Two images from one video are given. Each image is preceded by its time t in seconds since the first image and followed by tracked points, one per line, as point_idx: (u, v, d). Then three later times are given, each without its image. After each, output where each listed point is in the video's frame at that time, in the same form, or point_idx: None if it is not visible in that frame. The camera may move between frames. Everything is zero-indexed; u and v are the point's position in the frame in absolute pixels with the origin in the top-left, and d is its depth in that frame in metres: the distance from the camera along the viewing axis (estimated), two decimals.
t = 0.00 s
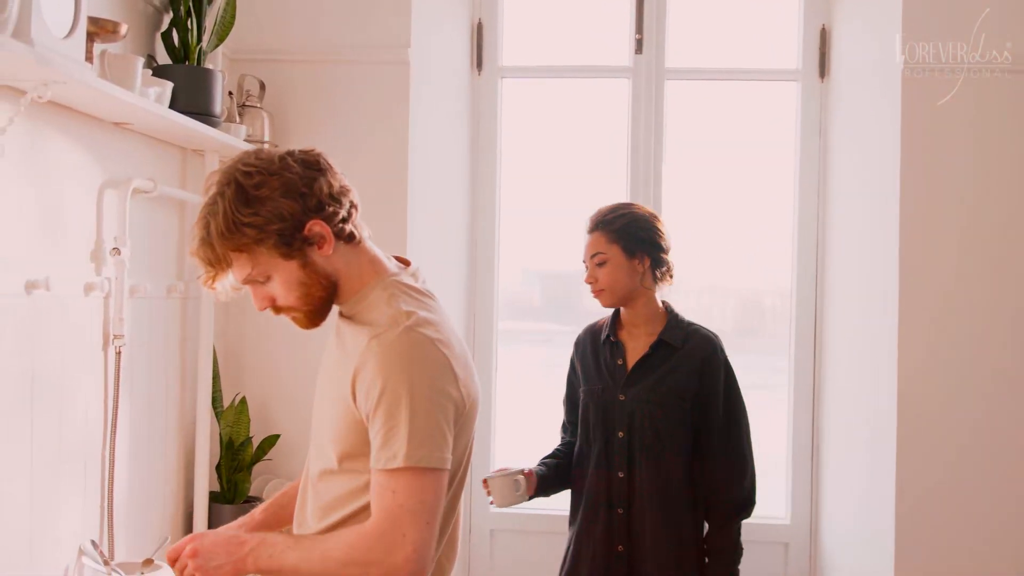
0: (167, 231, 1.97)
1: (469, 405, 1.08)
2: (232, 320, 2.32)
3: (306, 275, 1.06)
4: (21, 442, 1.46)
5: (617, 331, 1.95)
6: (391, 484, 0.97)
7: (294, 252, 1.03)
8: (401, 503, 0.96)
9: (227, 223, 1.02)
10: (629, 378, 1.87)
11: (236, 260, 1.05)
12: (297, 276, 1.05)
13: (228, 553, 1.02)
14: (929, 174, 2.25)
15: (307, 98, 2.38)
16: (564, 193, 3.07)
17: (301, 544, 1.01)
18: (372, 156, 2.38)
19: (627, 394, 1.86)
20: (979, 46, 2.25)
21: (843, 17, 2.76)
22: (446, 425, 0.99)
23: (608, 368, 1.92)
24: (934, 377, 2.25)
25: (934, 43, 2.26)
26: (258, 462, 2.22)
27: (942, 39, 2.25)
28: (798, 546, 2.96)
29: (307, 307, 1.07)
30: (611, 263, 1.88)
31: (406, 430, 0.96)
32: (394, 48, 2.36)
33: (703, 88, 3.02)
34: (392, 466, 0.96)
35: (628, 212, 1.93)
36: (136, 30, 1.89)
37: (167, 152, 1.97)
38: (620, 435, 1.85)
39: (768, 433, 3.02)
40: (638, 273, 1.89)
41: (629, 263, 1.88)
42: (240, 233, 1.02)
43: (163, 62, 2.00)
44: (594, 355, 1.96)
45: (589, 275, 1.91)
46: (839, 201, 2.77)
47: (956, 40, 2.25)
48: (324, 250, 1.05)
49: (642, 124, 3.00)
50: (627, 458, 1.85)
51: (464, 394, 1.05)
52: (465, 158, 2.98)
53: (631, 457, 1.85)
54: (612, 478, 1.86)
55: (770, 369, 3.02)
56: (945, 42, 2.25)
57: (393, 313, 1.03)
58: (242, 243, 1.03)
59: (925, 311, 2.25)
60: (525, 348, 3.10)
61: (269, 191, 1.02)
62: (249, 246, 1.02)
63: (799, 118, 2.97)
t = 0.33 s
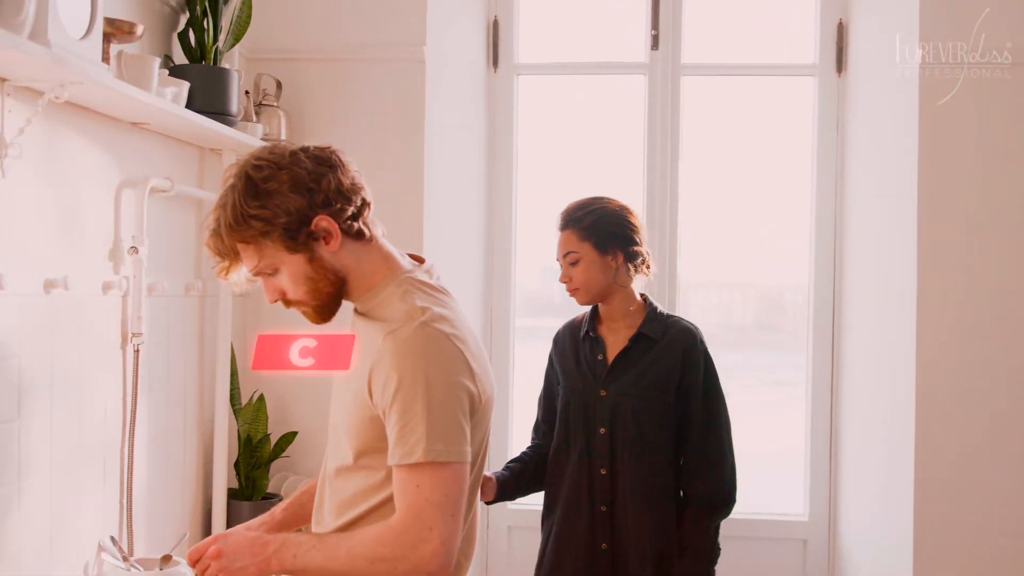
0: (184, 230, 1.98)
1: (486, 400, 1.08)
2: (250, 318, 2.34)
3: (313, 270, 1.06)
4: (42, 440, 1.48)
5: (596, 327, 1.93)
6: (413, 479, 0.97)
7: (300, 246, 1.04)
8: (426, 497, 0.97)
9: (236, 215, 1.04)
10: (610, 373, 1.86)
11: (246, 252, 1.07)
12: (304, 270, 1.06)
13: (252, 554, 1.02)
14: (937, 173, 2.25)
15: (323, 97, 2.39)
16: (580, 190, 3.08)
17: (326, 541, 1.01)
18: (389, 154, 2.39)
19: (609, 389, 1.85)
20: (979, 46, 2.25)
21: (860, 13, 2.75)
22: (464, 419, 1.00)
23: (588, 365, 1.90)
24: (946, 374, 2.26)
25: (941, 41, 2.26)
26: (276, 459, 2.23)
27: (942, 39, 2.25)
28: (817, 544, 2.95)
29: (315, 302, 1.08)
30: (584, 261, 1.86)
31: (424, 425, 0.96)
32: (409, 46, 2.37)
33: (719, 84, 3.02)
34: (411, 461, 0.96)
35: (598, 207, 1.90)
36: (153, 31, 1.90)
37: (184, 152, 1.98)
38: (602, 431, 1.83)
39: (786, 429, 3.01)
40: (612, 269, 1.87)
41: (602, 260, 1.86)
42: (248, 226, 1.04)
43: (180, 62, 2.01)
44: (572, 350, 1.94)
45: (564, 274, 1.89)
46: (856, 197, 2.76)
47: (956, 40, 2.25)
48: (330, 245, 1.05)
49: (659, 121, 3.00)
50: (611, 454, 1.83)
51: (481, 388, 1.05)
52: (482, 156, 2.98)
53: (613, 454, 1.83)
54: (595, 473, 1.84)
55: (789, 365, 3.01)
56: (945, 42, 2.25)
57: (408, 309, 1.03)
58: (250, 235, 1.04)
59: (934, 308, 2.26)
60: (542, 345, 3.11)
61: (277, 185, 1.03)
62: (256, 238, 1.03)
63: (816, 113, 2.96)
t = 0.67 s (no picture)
0: (201, 227, 1.99)
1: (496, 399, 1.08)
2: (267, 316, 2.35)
3: (316, 262, 1.07)
4: (60, 436, 1.50)
5: (584, 323, 1.81)
6: (420, 477, 0.97)
7: (300, 239, 1.05)
8: (432, 495, 0.97)
9: (245, 199, 1.06)
10: (602, 368, 1.74)
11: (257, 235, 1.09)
12: (306, 261, 1.07)
13: (262, 557, 1.02)
14: (951, 172, 2.25)
15: (340, 95, 2.40)
16: (597, 188, 3.08)
17: (334, 540, 1.02)
18: (405, 152, 2.39)
19: (602, 386, 1.74)
20: (979, 46, 2.25)
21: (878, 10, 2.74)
22: (473, 418, 1.00)
23: (580, 361, 1.78)
24: (959, 372, 2.26)
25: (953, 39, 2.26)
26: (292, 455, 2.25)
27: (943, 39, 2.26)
28: (834, 544, 2.94)
29: (317, 291, 1.09)
30: (569, 261, 1.73)
31: (433, 424, 0.97)
32: (425, 45, 2.37)
33: (736, 82, 3.01)
34: (419, 459, 0.97)
35: (582, 204, 1.76)
36: (170, 31, 1.91)
37: (201, 150, 2.00)
38: (595, 428, 1.72)
39: (803, 429, 3.00)
40: (598, 267, 1.75)
41: (587, 259, 1.73)
42: (255, 212, 1.06)
43: (197, 62, 2.02)
44: (559, 347, 1.81)
45: (548, 274, 1.76)
46: (874, 195, 2.75)
47: (957, 40, 2.26)
48: (331, 242, 1.06)
49: (675, 120, 3.00)
50: (604, 450, 1.71)
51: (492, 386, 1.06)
52: (498, 155, 2.99)
53: (606, 450, 1.71)
54: (587, 470, 1.72)
55: (806, 364, 3.00)
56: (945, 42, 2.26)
57: (419, 306, 1.03)
58: (256, 221, 1.06)
59: (948, 306, 2.26)
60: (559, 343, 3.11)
61: (285, 177, 1.04)
62: (260, 226, 1.06)
63: (834, 111, 2.95)
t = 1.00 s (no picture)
0: (224, 218, 2.01)
1: (508, 389, 1.08)
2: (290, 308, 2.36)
3: (327, 243, 1.10)
4: (84, 424, 1.52)
5: (584, 314, 1.80)
6: (430, 464, 0.97)
7: (308, 223, 1.07)
8: (443, 483, 0.97)
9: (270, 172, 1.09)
10: (605, 360, 1.74)
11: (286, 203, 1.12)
12: (318, 240, 1.10)
13: (281, 550, 1.03)
14: (973, 162, 2.24)
15: (361, 87, 2.41)
16: (619, 180, 3.08)
17: (348, 531, 1.02)
18: (426, 143, 2.40)
19: (605, 378, 1.73)
20: (979, 47, 2.24)
21: None
22: (482, 405, 0.99)
23: (581, 354, 1.77)
24: (980, 364, 2.24)
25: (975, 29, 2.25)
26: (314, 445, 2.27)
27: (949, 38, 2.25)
28: (857, 536, 2.93)
29: (331, 267, 1.12)
30: (571, 253, 1.71)
31: (440, 411, 0.96)
32: (445, 36, 2.38)
33: (759, 73, 3.00)
34: (427, 445, 0.97)
35: (584, 195, 1.74)
36: (192, 24, 1.93)
37: (223, 142, 2.02)
38: (598, 421, 1.71)
39: (826, 421, 2.99)
40: (599, 260, 1.73)
41: (589, 250, 1.71)
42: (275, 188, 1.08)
43: (220, 54, 2.04)
44: (559, 339, 1.80)
45: (547, 264, 1.74)
46: (898, 185, 2.73)
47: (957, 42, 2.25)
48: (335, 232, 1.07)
49: (697, 111, 2.99)
50: (608, 443, 1.71)
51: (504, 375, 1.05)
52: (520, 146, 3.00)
53: (612, 443, 1.71)
54: (590, 463, 1.72)
55: (830, 356, 2.99)
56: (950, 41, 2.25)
57: (431, 295, 1.03)
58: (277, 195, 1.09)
59: (968, 298, 2.25)
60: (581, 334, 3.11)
61: (298, 164, 1.05)
62: (277, 202, 1.08)
63: (858, 101, 2.93)
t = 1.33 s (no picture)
0: (245, 207, 2.02)
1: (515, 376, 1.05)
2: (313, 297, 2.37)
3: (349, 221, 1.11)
4: (106, 411, 1.53)
5: (589, 306, 1.80)
6: (437, 448, 0.95)
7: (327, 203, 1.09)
8: (449, 467, 0.95)
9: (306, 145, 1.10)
10: (613, 352, 1.74)
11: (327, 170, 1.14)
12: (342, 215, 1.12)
13: (299, 540, 1.03)
14: (996, 151, 2.22)
15: (383, 77, 2.42)
16: (641, 168, 3.07)
17: (362, 520, 1.01)
18: (446, 132, 2.41)
19: (615, 369, 1.73)
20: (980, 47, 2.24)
21: None
22: (485, 389, 0.97)
23: (591, 347, 1.77)
24: (1000, 354, 2.23)
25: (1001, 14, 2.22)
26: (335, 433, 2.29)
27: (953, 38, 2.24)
28: (878, 525, 2.92)
29: (362, 241, 1.15)
30: (582, 242, 1.70)
31: (436, 396, 0.95)
32: (465, 26, 2.38)
33: (781, 60, 2.98)
34: (425, 429, 0.95)
35: (594, 185, 1.74)
36: (214, 14, 1.95)
37: (245, 132, 2.03)
38: (609, 411, 1.71)
39: (849, 410, 2.98)
40: (608, 251, 1.73)
41: (599, 240, 1.71)
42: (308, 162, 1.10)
43: (241, 44, 2.05)
44: (566, 333, 1.80)
45: (556, 253, 1.73)
46: (922, 173, 2.71)
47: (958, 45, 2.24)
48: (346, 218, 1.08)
49: (719, 99, 2.98)
50: (618, 434, 1.71)
51: (509, 362, 1.02)
52: (541, 135, 3.00)
53: (622, 436, 1.71)
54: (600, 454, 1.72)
55: (853, 345, 2.97)
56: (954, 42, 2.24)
57: (434, 280, 1.01)
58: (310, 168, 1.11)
59: (990, 289, 2.23)
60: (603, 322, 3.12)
61: (315, 150, 1.06)
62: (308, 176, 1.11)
63: (882, 87, 2.91)
